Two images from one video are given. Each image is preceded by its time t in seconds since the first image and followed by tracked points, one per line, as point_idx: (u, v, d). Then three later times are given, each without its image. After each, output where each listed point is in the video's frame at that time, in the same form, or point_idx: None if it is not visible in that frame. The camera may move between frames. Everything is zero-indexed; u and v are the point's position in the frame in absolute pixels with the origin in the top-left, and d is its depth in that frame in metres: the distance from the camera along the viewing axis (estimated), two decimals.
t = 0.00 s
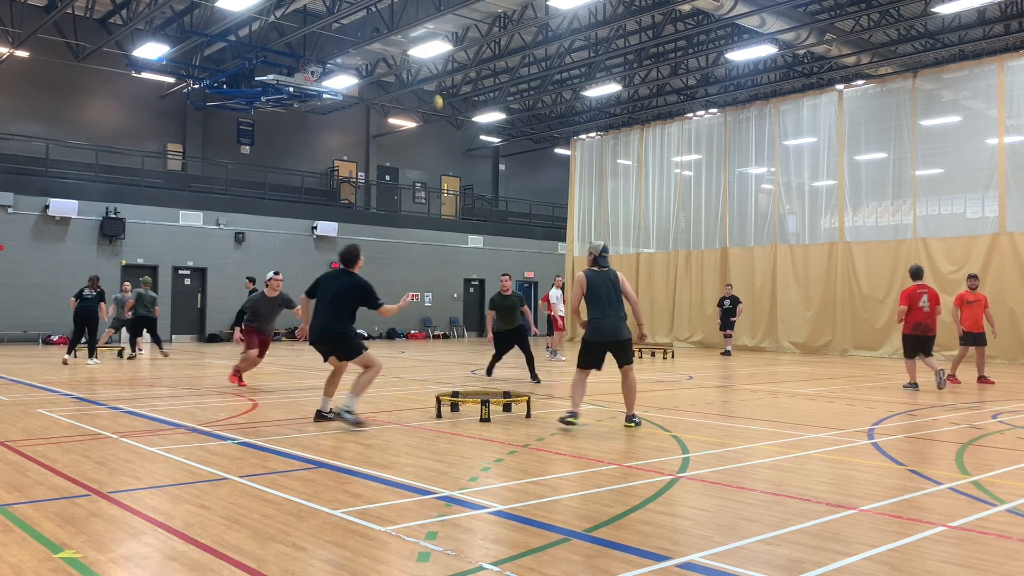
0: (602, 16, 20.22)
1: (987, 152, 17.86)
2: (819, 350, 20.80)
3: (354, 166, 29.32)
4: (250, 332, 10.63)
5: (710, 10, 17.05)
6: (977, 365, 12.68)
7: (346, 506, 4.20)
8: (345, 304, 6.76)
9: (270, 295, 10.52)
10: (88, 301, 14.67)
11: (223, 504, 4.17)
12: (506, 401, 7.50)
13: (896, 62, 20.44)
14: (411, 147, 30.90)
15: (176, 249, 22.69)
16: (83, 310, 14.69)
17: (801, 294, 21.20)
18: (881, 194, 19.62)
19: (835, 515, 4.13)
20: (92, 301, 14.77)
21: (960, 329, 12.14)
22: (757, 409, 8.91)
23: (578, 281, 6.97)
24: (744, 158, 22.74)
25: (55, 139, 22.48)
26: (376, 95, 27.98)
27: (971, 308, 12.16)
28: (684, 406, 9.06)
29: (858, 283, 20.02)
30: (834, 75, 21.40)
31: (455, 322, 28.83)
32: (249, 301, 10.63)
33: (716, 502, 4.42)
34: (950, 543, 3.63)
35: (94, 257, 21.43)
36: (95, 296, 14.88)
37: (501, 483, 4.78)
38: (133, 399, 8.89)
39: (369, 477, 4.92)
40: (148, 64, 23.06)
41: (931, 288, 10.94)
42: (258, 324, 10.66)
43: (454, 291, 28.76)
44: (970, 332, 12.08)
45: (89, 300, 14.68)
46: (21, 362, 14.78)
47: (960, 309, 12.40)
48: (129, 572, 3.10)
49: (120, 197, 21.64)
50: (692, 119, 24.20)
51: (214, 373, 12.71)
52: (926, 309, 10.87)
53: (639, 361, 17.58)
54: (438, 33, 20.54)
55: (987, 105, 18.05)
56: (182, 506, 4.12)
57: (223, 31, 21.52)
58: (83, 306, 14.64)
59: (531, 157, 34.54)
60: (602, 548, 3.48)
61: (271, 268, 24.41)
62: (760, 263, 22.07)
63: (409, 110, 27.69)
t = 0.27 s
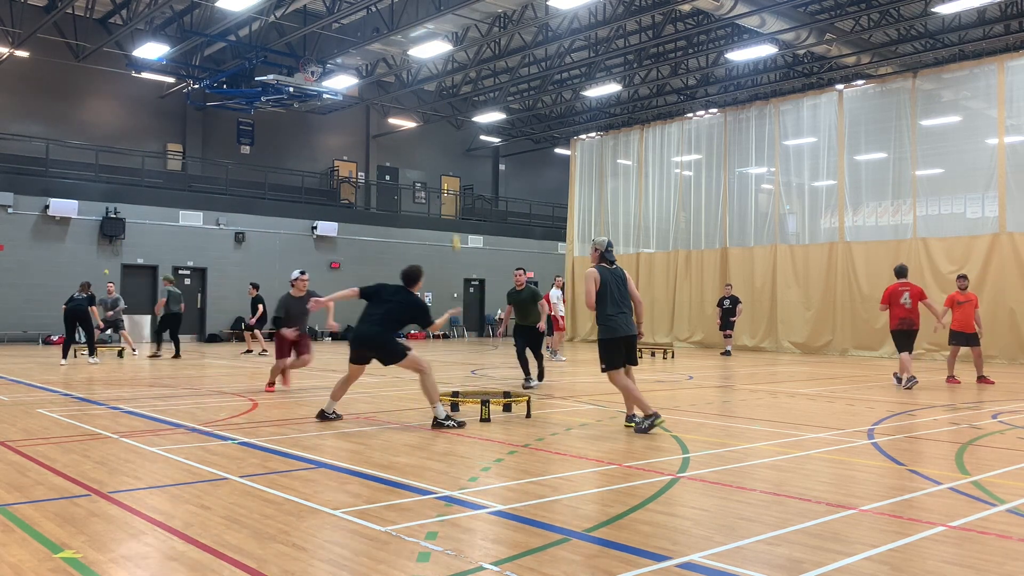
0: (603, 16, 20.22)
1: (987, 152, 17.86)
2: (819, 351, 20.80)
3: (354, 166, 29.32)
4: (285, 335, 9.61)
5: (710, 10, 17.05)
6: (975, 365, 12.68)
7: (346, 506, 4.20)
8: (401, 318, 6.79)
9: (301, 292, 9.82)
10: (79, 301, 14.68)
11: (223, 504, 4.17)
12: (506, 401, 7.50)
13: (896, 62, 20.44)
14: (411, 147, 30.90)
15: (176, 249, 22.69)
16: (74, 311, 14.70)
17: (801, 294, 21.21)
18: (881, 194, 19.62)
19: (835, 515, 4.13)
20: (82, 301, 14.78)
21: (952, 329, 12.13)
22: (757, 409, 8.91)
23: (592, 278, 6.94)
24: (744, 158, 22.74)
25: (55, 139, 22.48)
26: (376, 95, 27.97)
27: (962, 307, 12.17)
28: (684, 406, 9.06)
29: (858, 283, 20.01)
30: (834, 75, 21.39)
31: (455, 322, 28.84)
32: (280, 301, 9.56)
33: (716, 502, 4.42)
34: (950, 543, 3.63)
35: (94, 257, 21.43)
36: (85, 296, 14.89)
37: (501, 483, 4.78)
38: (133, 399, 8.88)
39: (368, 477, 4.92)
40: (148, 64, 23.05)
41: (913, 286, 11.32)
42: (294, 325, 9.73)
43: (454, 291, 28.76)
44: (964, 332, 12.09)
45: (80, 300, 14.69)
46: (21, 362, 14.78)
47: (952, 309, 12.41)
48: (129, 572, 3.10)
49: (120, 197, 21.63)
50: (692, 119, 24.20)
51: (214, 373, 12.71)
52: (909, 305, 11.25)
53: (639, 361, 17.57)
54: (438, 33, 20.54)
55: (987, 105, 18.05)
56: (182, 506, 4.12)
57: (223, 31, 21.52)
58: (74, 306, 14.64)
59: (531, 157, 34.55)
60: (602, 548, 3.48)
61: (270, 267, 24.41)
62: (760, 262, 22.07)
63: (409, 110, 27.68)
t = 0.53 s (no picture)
0: (603, 16, 20.23)
1: (987, 152, 17.85)
2: (819, 351, 20.80)
3: (354, 166, 29.32)
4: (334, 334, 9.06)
5: (710, 10, 17.04)
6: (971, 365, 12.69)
7: (346, 506, 4.20)
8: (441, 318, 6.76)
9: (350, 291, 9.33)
10: (82, 301, 14.61)
11: (223, 504, 4.17)
12: (507, 401, 7.50)
13: (896, 62, 20.44)
14: (411, 147, 30.90)
15: (176, 249, 22.69)
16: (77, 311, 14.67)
17: (801, 294, 21.21)
18: (881, 194, 19.62)
19: (834, 515, 4.13)
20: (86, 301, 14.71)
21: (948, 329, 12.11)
22: (757, 409, 8.91)
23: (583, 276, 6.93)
24: (744, 158, 22.74)
25: (55, 139, 22.48)
26: (376, 95, 27.97)
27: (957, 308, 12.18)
28: (684, 406, 9.06)
29: (858, 283, 20.01)
30: (834, 75, 21.39)
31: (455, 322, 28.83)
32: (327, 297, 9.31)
33: (716, 502, 4.42)
34: (949, 543, 3.63)
35: (93, 257, 21.43)
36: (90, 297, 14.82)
37: (501, 483, 4.78)
38: (133, 399, 8.88)
39: (368, 477, 4.93)
40: (148, 64, 23.05)
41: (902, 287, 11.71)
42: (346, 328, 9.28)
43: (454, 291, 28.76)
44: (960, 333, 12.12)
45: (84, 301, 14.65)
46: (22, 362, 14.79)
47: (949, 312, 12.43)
48: (129, 572, 3.09)
49: (120, 197, 21.63)
50: (692, 119, 24.20)
51: (215, 373, 12.71)
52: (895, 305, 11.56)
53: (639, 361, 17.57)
54: (438, 33, 20.54)
55: (987, 105, 18.05)
56: (182, 506, 4.12)
57: (223, 31, 21.52)
58: (77, 306, 14.60)
59: (531, 157, 34.55)
60: (602, 549, 3.48)
61: (270, 267, 24.40)
62: (760, 262, 22.08)
63: (409, 110, 27.68)
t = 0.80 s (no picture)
0: (603, 16, 20.22)
1: (987, 152, 17.85)
2: (819, 351, 20.80)
3: (354, 166, 29.32)
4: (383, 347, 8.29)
5: (710, 10, 17.03)
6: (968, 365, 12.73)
7: (346, 506, 4.19)
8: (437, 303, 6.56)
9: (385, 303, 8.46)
10: (90, 304, 14.73)
11: (223, 504, 4.17)
12: (506, 401, 7.49)
13: (895, 62, 20.44)
14: (411, 146, 30.90)
15: (176, 249, 22.70)
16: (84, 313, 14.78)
17: (801, 294, 21.20)
18: (881, 194, 19.62)
19: (834, 515, 4.13)
20: (93, 304, 14.82)
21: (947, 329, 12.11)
22: (757, 409, 8.91)
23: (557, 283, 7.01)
24: (744, 158, 22.75)
25: (55, 139, 22.48)
26: (376, 95, 27.97)
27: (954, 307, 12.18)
28: (684, 406, 9.06)
29: (858, 283, 20.00)
30: (834, 75, 21.39)
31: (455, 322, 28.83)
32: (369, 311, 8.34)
33: (716, 502, 4.41)
34: (950, 543, 3.62)
35: (93, 257, 21.43)
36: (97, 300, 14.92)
37: (501, 483, 4.78)
38: (133, 399, 8.88)
39: (368, 477, 4.92)
40: (148, 64, 23.05)
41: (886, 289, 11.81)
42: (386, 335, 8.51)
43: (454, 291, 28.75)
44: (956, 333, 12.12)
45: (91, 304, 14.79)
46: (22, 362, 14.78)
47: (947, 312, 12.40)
48: (129, 572, 3.09)
49: (120, 197, 21.63)
50: (692, 119, 24.20)
51: (214, 373, 12.70)
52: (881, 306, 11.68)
53: (639, 361, 17.57)
54: (438, 33, 20.54)
55: (987, 105, 18.05)
56: (182, 506, 4.11)
57: (223, 31, 21.52)
58: (85, 308, 14.70)
59: (531, 157, 34.55)
60: (602, 549, 3.48)
61: (270, 268, 24.41)
62: (760, 262, 22.07)
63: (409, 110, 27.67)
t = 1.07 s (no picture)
0: (602, 16, 20.22)
1: (987, 152, 17.85)
2: (819, 351, 20.80)
3: (354, 166, 29.32)
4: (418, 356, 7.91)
5: (711, 10, 17.03)
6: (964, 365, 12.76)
7: (346, 506, 4.20)
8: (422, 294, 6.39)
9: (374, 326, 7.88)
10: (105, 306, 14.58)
11: (223, 504, 4.17)
12: (506, 401, 7.49)
13: (895, 62, 20.44)
14: (411, 146, 30.90)
15: (176, 249, 22.71)
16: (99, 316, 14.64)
17: (801, 294, 21.19)
18: (881, 194, 19.62)
19: (835, 515, 4.13)
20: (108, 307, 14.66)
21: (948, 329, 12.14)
22: (757, 409, 8.91)
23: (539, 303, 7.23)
24: (744, 158, 22.74)
25: (55, 139, 22.49)
26: (376, 95, 27.97)
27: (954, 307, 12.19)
28: (684, 406, 9.06)
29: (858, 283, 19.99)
30: (834, 75, 21.39)
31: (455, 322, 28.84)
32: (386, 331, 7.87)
33: (716, 502, 4.41)
34: (949, 543, 3.63)
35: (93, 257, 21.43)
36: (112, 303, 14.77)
37: (501, 483, 4.78)
38: (133, 399, 8.88)
39: (369, 477, 4.92)
40: (148, 64, 23.04)
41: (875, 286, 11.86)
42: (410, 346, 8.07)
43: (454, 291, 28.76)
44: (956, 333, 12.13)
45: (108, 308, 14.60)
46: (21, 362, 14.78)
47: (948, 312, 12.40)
48: (130, 572, 3.09)
49: (120, 197, 21.63)
50: (692, 119, 24.19)
51: (214, 373, 12.71)
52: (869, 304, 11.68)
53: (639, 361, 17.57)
54: (438, 33, 20.53)
55: (987, 105, 18.05)
56: (182, 506, 4.12)
57: (223, 31, 21.52)
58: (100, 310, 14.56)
59: (531, 157, 34.55)
60: (602, 549, 3.48)
61: (270, 268, 24.42)
62: (760, 262, 22.07)
63: (409, 109, 27.67)
